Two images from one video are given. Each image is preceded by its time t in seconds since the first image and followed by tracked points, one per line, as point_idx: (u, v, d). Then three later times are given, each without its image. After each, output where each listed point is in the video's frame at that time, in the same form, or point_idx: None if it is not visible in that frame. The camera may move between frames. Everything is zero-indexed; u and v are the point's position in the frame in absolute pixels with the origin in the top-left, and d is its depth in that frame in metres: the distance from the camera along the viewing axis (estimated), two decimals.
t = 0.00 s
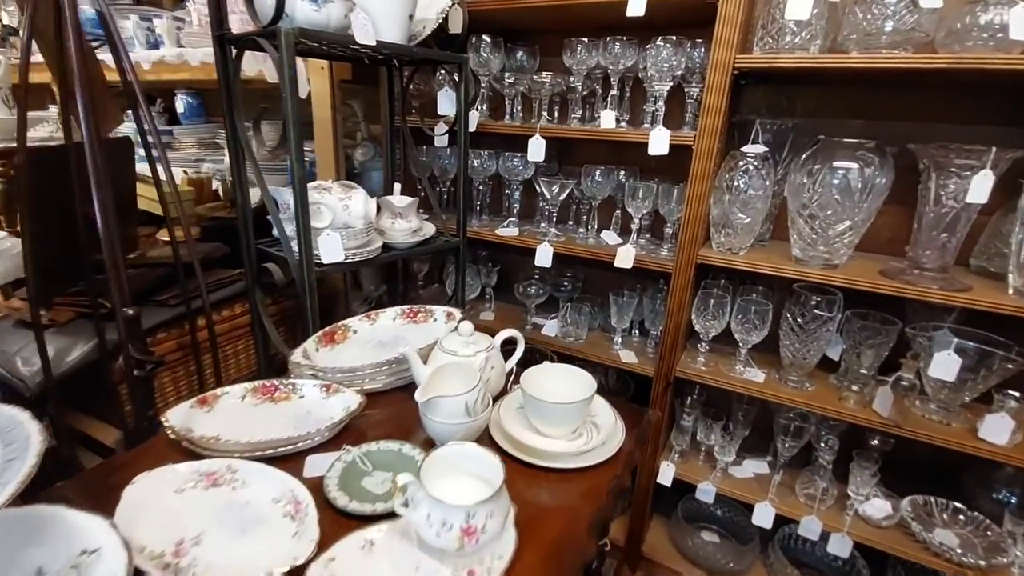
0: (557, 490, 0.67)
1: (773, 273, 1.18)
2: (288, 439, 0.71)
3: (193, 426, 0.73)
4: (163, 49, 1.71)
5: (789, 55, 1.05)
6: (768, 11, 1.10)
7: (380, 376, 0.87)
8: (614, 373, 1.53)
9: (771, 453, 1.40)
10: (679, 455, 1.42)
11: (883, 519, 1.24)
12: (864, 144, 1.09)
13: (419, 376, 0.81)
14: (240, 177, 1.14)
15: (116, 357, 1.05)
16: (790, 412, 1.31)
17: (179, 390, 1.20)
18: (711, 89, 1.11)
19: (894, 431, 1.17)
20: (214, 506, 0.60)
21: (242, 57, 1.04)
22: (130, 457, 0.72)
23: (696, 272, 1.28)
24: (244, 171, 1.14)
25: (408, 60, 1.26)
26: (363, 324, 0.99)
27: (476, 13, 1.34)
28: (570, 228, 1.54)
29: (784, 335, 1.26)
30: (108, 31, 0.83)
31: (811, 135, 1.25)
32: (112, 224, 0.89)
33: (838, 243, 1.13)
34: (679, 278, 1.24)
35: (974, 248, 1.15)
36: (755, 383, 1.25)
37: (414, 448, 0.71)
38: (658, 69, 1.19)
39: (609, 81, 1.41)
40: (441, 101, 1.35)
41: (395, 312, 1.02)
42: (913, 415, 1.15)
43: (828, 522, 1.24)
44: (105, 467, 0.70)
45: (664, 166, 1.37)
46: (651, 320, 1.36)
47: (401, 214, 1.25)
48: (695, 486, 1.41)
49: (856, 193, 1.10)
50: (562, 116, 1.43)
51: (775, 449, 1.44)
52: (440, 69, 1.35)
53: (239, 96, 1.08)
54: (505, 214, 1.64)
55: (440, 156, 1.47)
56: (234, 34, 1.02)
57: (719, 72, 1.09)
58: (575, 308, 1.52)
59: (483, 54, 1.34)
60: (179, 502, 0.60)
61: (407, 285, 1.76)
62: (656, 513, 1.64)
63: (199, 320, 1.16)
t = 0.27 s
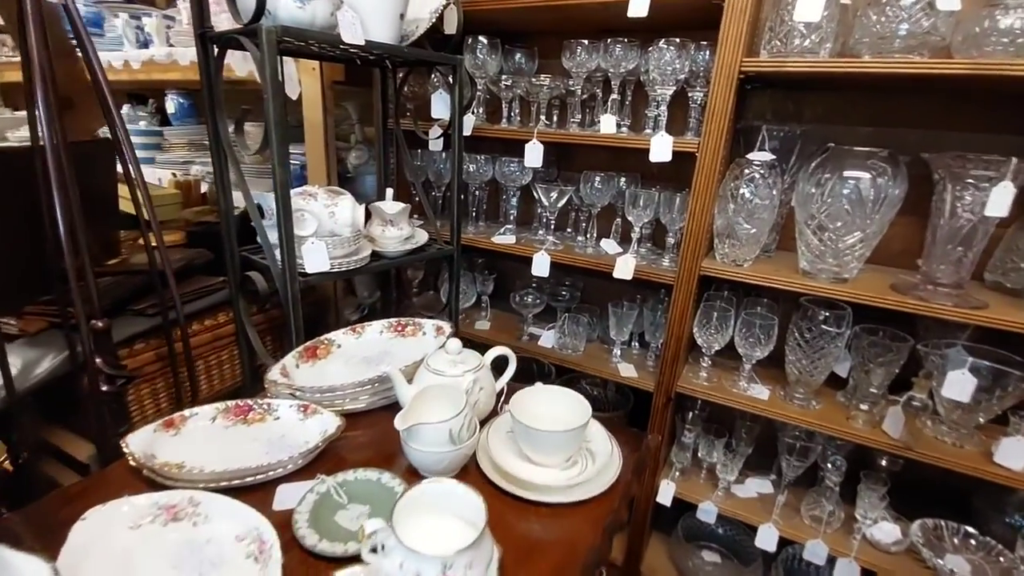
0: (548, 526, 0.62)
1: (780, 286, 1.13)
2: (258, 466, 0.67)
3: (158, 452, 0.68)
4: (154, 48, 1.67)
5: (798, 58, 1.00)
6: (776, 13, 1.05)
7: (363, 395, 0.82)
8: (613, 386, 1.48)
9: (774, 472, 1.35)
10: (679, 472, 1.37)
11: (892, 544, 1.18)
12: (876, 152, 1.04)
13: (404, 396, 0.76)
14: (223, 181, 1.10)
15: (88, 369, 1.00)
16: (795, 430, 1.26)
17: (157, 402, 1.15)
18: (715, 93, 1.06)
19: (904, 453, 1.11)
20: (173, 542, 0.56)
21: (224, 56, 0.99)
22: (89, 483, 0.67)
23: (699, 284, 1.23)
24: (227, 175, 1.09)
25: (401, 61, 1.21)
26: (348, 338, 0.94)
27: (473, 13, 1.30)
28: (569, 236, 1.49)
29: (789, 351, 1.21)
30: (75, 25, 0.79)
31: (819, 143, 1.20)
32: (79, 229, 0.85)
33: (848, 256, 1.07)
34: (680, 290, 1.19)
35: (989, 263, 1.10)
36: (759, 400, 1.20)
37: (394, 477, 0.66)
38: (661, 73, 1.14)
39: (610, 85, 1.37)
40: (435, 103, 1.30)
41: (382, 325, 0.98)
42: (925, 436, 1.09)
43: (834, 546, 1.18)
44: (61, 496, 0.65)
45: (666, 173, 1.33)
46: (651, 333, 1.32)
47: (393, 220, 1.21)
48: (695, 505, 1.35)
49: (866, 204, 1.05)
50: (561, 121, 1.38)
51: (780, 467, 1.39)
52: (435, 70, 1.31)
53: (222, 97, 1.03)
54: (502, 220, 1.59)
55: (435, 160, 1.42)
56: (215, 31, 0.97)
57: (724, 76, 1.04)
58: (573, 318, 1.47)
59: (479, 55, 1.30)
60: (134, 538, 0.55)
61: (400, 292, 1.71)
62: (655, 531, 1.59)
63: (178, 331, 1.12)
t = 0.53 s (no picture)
0: None
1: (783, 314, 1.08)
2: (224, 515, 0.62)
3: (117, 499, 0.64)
4: (146, 62, 1.65)
5: (801, 78, 0.96)
6: (778, 31, 1.01)
7: (342, 433, 0.78)
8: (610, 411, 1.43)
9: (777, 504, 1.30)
10: (679, 503, 1.32)
11: None
12: (883, 175, 1.00)
13: (382, 437, 0.72)
14: (205, 202, 1.06)
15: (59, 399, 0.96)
16: (799, 461, 1.21)
17: (136, 429, 1.11)
18: (715, 113, 1.02)
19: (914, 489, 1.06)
20: None
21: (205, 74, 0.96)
22: (42, 533, 0.63)
23: (698, 308, 1.18)
24: (209, 196, 1.06)
25: (392, 78, 1.18)
26: (329, 369, 0.90)
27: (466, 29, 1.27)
28: (565, 256, 1.45)
29: (793, 379, 1.17)
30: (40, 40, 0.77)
31: (822, 164, 1.16)
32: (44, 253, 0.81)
33: (853, 283, 1.03)
34: (679, 315, 1.15)
35: (1000, 289, 1.05)
36: (761, 431, 1.15)
37: (368, 530, 0.62)
38: (658, 92, 1.10)
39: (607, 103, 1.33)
40: (426, 122, 1.27)
41: (366, 355, 0.94)
42: (935, 472, 1.04)
43: None
44: (11, 548, 0.60)
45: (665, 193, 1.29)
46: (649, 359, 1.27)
47: (382, 242, 1.17)
48: (696, 538, 1.30)
49: (873, 229, 1.00)
50: (557, 139, 1.35)
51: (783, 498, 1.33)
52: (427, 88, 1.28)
53: (205, 116, 1.00)
54: (497, 239, 1.55)
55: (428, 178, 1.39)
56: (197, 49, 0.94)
57: (723, 96, 1.00)
58: (569, 341, 1.43)
59: (473, 73, 1.27)
60: None
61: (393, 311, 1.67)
62: (655, 561, 1.53)
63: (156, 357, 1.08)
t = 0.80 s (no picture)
0: None
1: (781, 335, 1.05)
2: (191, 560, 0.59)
3: (80, 542, 0.61)
4: (138, 81, 1.64)
5: (795, 96, 0.94)
6: (771, 48, 0.99)
7: (321, 468, 0.75)
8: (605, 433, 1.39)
9: (780, 530, 1.26)
10: (677, 529, 1.27)
11: None
12: (881, 194, 0.97)
13: (361, 472, 0.69)
14: (189, 224, 1.04)
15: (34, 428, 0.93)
16: (800, 487, 1.17)
17: (116, 456, 1.07)
18: (707, 131, 0.99)
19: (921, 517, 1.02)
20: None
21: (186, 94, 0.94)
22: None
23: (695, 329, 1.15)
24: (192, 218, 1.03)
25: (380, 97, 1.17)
26: (312, 397, 0.88)
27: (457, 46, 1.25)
28: (559, 274, 1.42)
29: (793, 402, 1.13)
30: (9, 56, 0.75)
31: (819, 181, 1.14)
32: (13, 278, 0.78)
33: (852, 304, 1.00)
34: (675, 337, 1.12)
35: (1004, 309, 1.02)
36: (761, 455, 1.12)
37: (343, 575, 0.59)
38: (650, 109, 1.08)
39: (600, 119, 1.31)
40: (416, 140, 1.25)
41: (350, 381, 0.91)
42: (941, 499, 1.01)
43: None
44: None
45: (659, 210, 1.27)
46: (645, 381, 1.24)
47: (370, 263, 1.15)
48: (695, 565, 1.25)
49: (871, 249, 0.98)
50: (549, 156, 1.33)
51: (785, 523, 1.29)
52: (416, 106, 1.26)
53: (187, 138, 0.99)
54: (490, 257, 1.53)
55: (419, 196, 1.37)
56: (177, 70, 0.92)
57: (716, 113, 0.98)
58: (564, 361, 1.40)
59: (465, 90, 1.25)
60: None
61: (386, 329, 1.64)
62: None
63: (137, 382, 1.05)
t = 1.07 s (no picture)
0: None
1: (772, 360, 1.04)
2: None
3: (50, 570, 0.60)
4: (138, 98, 1.66)
5: (784, 121, 0.94)
6: (760, 73, 0.99)
7: (299, 494, 0.74)
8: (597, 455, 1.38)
9: (773, 557, 1.21)
10: (668, 555, 1.25)
11: None
12: (871, 219, 0.97)
13: (338, 501, 0.68)
14: (179, 243, 1.04)
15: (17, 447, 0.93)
16: (793, 514, 1.15)
17: (100, 475, 1.06)
18: (696, 156, 0.99)
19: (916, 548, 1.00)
20: None
21: (179, 115, 0.95)
22: None
23: (686, 352, 1.14)
24: (182, 238, 1.04)
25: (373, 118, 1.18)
26: (294, 420, 0.87)
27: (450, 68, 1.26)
28: (551, 294, 1.42)
29: (785, 428, 1.12)
30: None
31: (811, 204, 1.14)
32: None
33: (843, 330, 0.99)
34: (665, 360, 1.11)
35: (998, 336, 1.00)
36: (752, 482, 1.10)
37: None
38: (640, 132, 1.08)
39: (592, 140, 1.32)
40: (408, 160, 1.26)
41: (334, 404, 0.90)
42: (936, 530, 0.98)
43: None
44: None
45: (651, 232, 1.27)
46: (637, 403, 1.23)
47: (359, 283, 1.15)
48: None
49: (861, 274, 0.97)
50: (542, 176, 1.33)
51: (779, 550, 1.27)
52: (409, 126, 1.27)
53: (179, 158, 0.99)
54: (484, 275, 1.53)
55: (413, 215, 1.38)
56: (171, 91, 0.94)
57: (705, 137, 0.98)
58: (556, 381, 1.39)
59: (458, 111, 1.26)
60: None
61: (379, 347, 1.64)
62: None
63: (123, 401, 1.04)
